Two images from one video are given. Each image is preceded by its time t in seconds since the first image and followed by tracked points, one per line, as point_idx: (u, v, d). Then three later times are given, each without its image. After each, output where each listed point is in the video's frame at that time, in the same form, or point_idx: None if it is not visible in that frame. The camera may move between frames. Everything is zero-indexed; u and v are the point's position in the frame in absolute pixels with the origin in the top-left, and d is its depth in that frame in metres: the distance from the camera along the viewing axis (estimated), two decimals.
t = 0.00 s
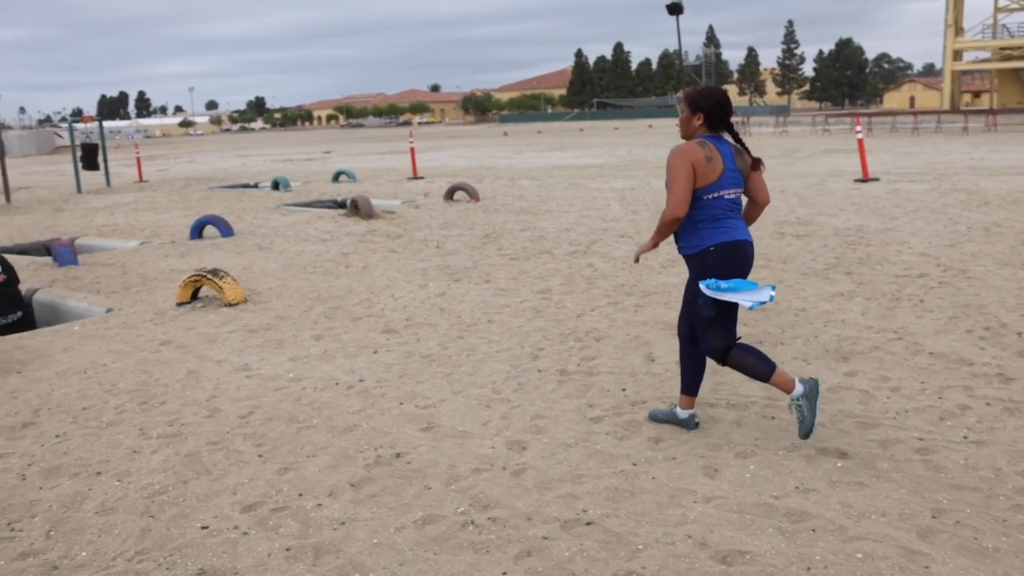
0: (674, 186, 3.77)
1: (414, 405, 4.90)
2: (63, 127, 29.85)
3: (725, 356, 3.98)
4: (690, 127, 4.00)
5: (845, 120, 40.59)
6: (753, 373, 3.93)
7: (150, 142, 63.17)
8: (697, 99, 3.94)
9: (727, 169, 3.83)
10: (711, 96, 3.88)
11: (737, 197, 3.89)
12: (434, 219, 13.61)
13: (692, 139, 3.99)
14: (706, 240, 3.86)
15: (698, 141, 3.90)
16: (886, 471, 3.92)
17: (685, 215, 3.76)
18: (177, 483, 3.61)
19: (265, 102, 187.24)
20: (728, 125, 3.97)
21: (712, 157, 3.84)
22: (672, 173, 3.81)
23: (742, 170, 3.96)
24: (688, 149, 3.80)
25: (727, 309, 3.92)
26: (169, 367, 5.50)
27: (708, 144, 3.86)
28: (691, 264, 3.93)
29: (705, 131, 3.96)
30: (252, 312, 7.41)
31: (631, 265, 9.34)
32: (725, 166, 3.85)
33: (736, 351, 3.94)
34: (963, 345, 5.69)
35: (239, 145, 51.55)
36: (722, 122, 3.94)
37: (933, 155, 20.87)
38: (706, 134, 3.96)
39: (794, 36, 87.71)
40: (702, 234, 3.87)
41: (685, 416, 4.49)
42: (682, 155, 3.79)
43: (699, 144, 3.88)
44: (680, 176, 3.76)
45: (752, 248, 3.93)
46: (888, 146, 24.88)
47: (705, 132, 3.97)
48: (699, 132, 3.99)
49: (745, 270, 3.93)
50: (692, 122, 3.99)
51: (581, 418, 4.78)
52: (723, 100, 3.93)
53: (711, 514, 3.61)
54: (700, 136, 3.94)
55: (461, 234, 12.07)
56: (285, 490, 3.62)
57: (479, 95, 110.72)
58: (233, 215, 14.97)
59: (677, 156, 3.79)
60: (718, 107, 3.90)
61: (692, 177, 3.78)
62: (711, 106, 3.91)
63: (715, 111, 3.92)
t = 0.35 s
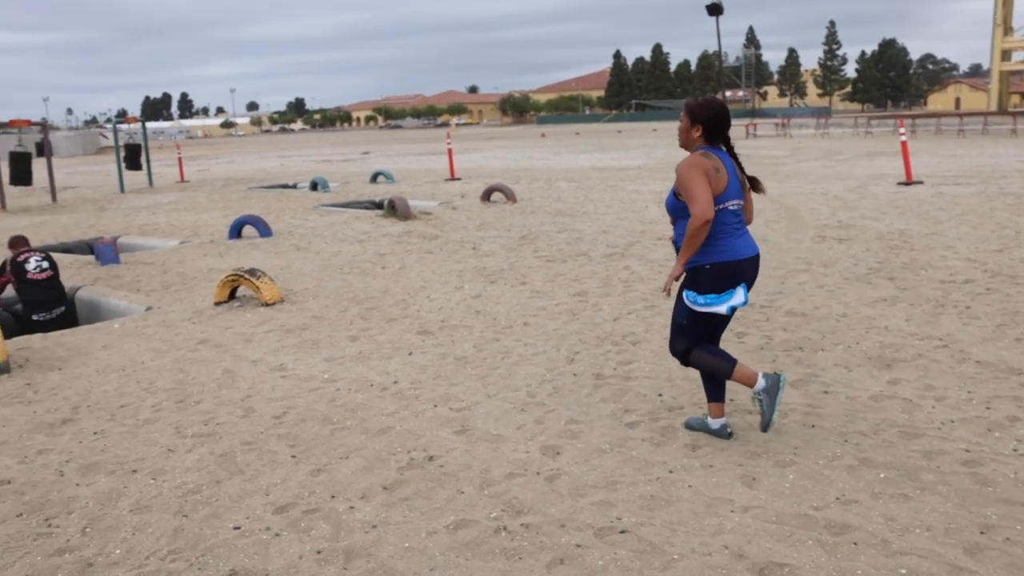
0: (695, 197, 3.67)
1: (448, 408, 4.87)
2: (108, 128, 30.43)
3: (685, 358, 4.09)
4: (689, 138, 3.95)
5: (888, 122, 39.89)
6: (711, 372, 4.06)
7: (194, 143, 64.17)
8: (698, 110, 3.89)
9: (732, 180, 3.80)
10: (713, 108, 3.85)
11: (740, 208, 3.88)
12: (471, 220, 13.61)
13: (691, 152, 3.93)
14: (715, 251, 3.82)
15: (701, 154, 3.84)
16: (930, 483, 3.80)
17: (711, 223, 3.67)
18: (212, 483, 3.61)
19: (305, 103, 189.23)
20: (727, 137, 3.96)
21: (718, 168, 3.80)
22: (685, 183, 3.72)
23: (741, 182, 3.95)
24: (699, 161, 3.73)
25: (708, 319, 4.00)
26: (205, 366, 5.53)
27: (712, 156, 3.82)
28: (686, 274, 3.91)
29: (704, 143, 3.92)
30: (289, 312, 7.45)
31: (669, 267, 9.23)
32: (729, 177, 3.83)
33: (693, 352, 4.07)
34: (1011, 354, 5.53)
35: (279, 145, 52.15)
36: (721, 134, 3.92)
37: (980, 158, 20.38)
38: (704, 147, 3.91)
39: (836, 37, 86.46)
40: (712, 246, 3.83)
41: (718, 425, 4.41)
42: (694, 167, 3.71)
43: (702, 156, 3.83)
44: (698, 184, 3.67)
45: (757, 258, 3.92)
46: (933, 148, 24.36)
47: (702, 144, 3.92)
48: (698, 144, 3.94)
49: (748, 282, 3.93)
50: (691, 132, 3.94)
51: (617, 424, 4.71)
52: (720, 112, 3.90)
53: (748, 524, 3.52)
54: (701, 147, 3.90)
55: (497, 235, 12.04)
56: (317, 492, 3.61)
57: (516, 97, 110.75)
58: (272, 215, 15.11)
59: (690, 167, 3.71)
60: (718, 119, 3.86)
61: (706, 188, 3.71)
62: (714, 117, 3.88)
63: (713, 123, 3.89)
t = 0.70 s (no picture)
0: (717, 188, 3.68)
1: (482, 411, 4.81)
2: (156, 125, 30.99)
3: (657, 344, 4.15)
4: (687, 136, 3.91)
5: (937, 126, 39.02)
6: (671, 365, 4.17)
7: (238, 141, 65.09)
8: (697, 108, 3.88)
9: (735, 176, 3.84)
10: (714, 106, 3.84)
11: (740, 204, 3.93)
12: (510, 220, 13.56)
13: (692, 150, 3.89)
14: (723, 245, 3.83)
15: (704, 151, 3.83)
16: (979, 501, 3.65)
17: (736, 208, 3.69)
18: (243, 483, 3.60)
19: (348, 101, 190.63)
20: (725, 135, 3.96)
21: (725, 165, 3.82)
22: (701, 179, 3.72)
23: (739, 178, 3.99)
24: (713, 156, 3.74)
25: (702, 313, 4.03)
26: (241, 364, 5.54)
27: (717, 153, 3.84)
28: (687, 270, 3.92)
29: (703, 141, 3.91)
30: (326, 311, 7.46)
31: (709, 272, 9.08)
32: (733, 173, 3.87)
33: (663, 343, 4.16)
34: None
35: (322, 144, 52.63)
36: (721, 131, 3.91)
37: None
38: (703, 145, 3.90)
39: (885, 39, 84.91)
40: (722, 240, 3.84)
41: (756, 428, 4.29)
42: (708, 161, 3.72)
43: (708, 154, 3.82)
44: (719, 177, 3.68)
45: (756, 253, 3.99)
46: (985, 154, 23.75)
47: (701, 142, 3.90)
48: (695, 141, 3.92)
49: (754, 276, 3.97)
50: (688, 130, 3.90)
51: (653, 431, 4.60)
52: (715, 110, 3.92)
53: (787, 540, 3.41)
54: (703, 145, 3.88)
55: (537, 236, 11.97)
56: (347, 494, 3.57)
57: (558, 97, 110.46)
58: (313, 213, 15.21)
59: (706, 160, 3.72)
60: (716, 117, 3.85)
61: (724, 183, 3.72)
62: (712, 116, 3.87)
63: (712, 121, 3.87)
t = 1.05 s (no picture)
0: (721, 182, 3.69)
1: (511, 416, 4.74)
2: (197, 122, 31.41)
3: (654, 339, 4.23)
4: (684, 133, 3.91)
5: (984, 130, 38.17)
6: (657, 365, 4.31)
7: (278, 139, 65.72)
8: (694, 105, 3.88)
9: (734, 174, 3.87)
10: (711, 102, 3.85)
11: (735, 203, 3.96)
12: (545, 221, 13.48)
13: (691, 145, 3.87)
14: (719, 239, 3.87)
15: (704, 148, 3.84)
16: None
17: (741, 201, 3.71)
18: (267, 483, 3.58)
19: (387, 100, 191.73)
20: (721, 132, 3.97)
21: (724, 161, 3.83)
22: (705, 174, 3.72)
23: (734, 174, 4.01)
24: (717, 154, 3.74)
25: (695, 309, 4.06)
26: (271, 362, 5.54)
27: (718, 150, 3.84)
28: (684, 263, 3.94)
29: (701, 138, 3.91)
30: (358, 310, 7.45)
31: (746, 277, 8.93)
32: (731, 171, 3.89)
33: (656, 346, 4.29)
34: None
35: (360, 142, 52.93)
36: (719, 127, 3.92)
37: None
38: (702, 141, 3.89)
39: (931, 43, 83.33)
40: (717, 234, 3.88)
41: (778, 420, 4.17)
42: (711, 155, 3.74)
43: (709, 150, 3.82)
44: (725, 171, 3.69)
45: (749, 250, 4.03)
46: None
47: (699, 139, 3.90)
48: (693, 138, 3.92)
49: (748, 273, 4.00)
50: (686, 127, 3.90)
51: (684, 440, 4.49)
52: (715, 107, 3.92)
53: (821, 559, 3.30)
54: (702, 141, 3.89)
55: (571, 238, 11.88)
56: (371, 498, 3.53)
57: (597, 98, 109.98)
58: (349, 211, 15.27)
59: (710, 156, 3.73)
60: (714, 114, 3.86)
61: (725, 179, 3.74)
62: (710, 113, 3.87)
63: (709, 117, 3.87)
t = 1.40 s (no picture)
0: (707, 200, 3.73)
1: (542, 427, 4.65)
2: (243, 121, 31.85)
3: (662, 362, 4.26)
4: (685, 147, 3.96)
5: None
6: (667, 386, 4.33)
7: (321, 138, 66.44)
8: (696, 120, 3.93)
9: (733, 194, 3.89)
10: (712, 119, 3.89)
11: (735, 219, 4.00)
12: (584, 227, 13.38)
13: (688, 161, 3.93)
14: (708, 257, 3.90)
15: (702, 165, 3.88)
16: None
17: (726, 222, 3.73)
18: (293, 489, 3.54)
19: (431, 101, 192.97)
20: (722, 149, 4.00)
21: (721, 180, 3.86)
22: (695, 192, 3.76)
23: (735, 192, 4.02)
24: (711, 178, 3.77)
25: (687, 329, 4.08)
26: (304, 364, 5.53)
27: (715, 169, 3.87)
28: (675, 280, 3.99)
29: (701, 153, 3.95)
30: (393, 313, 7.42)
31: (788, 289, 8.75)
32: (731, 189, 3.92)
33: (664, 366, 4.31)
34: None
35: (402, 143, 53.28)
36: (720, 144, 3.95)
37: None
38: (701, 156, 3.95)
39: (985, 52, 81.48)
40: (710, 252, 3.90)
41: (779, 410, 4.14)
42: (703, 174, 3.78)
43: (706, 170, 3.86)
44: (712, 191, 3.72)
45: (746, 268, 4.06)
46: None
47: (698, 155, 3.95)
48: (694, 153, 3.97)
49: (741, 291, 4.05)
50: (686, 141, 3.95)
51: (719, 457, 4.36)
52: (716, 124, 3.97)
53: None
54: (700, 157, 3.93)
55: (610, 245, 11.77)
56: (397, 508, 3.48)
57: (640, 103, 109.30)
58: (388, 213, 15.31)
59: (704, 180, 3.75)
60: (714, 130, 3.90)
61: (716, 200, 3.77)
62: (711, 129, 3.91)
63: (710, 134, 3.92)
